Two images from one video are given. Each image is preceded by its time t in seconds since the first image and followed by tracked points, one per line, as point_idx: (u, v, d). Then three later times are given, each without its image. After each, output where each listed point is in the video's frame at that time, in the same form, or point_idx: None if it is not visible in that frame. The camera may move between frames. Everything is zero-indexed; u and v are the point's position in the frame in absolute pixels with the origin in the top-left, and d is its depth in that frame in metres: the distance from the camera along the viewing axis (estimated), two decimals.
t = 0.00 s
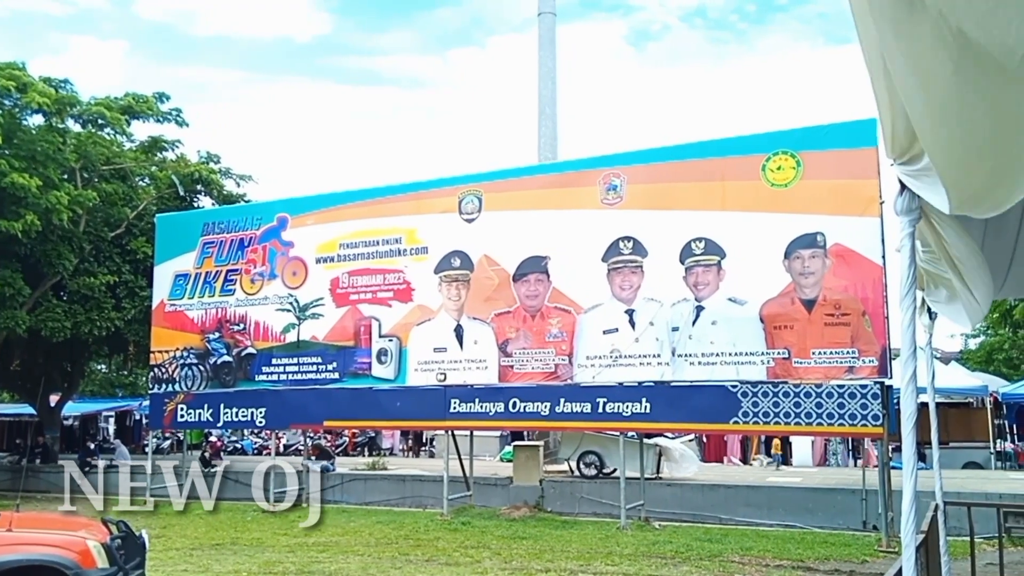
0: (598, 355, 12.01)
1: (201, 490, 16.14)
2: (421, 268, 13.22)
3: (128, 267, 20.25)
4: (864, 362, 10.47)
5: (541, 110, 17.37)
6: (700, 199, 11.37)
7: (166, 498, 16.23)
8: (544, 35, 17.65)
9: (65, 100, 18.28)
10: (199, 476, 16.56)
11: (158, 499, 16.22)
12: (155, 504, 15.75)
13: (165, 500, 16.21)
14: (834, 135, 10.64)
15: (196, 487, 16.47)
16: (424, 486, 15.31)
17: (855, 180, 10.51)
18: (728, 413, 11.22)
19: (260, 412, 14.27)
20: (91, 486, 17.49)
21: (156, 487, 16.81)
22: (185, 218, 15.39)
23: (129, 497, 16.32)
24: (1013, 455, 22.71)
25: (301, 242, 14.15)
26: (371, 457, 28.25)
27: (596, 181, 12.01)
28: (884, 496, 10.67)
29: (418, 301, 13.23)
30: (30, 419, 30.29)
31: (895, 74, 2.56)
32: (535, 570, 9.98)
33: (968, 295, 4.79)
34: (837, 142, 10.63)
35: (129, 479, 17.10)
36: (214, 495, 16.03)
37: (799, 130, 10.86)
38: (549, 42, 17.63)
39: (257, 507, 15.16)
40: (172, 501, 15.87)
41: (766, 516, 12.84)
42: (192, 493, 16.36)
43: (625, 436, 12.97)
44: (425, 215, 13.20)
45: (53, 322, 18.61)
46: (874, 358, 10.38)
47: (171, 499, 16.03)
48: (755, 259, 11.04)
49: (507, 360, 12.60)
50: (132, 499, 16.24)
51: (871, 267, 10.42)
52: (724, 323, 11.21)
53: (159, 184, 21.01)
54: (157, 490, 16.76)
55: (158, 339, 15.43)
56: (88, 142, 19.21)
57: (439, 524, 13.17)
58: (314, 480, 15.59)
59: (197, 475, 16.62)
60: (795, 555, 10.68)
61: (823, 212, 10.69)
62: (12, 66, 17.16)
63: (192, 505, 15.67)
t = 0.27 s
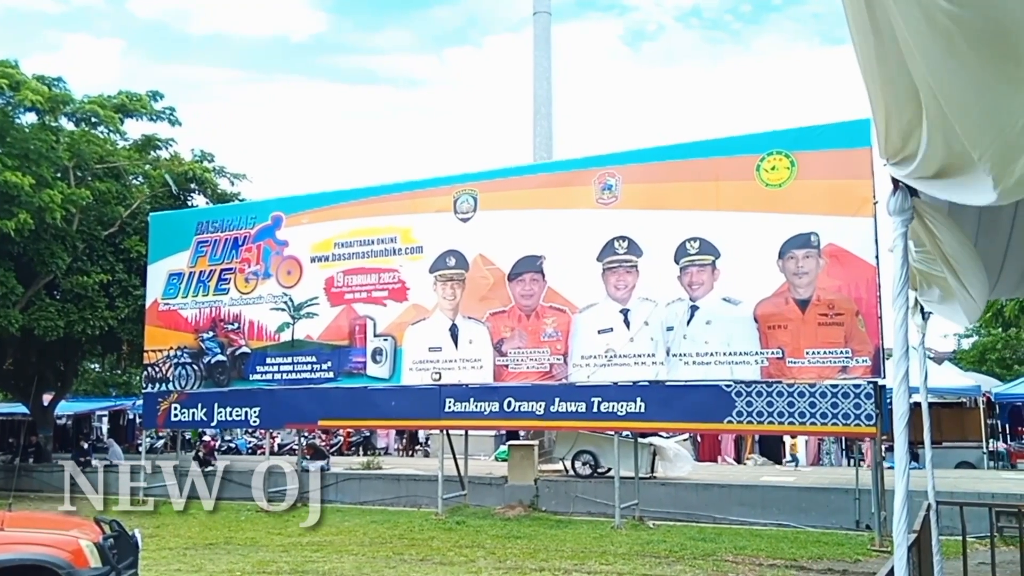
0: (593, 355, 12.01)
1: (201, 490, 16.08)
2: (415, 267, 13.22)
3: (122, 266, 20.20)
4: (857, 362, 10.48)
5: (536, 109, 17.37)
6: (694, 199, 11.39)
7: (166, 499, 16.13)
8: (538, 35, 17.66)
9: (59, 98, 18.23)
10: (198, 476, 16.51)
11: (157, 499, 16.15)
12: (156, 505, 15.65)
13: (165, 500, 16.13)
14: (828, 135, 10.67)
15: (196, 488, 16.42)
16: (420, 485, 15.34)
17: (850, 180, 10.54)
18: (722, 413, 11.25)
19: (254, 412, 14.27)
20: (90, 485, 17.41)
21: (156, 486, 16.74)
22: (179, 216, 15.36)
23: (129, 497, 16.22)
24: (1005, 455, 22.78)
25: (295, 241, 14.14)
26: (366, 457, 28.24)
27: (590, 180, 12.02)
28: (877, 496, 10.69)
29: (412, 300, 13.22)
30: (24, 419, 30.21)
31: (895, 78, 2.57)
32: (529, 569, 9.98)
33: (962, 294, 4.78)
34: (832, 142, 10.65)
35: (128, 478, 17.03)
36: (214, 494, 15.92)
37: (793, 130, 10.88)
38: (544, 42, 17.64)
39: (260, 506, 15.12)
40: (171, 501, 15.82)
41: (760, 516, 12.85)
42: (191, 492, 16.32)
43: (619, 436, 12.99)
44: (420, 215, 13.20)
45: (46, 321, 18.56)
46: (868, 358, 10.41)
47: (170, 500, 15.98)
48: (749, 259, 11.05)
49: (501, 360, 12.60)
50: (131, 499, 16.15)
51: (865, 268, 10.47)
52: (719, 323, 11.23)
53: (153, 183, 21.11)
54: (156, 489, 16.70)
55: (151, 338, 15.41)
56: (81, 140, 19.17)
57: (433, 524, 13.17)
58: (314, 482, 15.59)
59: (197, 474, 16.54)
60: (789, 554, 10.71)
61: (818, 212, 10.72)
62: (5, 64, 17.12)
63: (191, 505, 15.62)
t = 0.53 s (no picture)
0: (589, 354, 12.03)
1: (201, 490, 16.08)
2: (411, 266, 13.23)
3: (117, 265, 20.18)
4: (852, 361, 10.53)
5: (533, 108, 17.38)
6: (690, 198, 11.42)
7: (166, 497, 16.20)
8: (535, 34, 17.66)
9: (53, 95, 18.39)
10: (199, 475, 16.46)
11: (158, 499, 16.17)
12: (156, 505, 15.55)
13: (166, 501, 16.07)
14: (823, 135, 10.70)
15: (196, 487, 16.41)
16: (416, 484, 15.35)
17: (845, 180, 10.57)
18: (717, 412, 11.28)
19: (249, 411, 14.29)
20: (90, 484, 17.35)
21: (156, 485, 16.68)
22: (174, 215, 15.35)
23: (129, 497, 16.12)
24: (1000, 454, 22.85)
25: (291, 240, 14.15)
26: (361, 456, 28.24)
27: (587, 180, 12.04)
28: (871, 495, 10.74)
29: (408, 300, 13.23)
30: (18, 417, 30.16)
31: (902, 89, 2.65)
32: (525, 568, 10.01)
33: (954, 294, 4.82)
34: (827, 142, 10.69)
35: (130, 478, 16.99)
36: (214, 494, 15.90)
37: (788, 130, 10.91)
38: (541, 41, 17.66)
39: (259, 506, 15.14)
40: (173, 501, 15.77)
41: (755, 515, 12.87)
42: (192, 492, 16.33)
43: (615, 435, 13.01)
44: (416, 214, 13.21)
45: (40, 319, 18.56)
46: (862, 358, 10.45)
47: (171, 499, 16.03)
48: (745, 259, 11.08)
49: (497, 359, 12.62)
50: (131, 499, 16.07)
51: (860, 268, 10.50)
52: (715, 322, 11.26)
53: (147, 181, 21.08)
54: (156, 490, 16.65)
55: (146, 337, 15.40)
56: (76, 138, 19.11)
57: (429, 523, 13.19)
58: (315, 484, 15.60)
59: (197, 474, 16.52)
60: (783, 553, 10.74)
61: (814, 212, 10.75)
62: None
63: (191, 505, 15.57)
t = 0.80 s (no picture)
0: (584, 353, 12.06)
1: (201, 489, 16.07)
2: (407, 264, 13.24)
3: (110, 263, 20.18)
4: (845, 360, 10.58)
5: (528, 107, 17.40)
6: (685, 197, 11.45)
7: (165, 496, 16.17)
8: (531, 32, 17.69)
9: (45, 92, 18.31)
10: (199, 475, 16.45)
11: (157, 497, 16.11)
12: (155, 504, 15.40)
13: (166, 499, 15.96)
14: (817, 135, 10.75)
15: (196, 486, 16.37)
16: (411, 482, 15.37)
17: (839, 179, 10.62)
18: (711, 411, 11.33)
19: (244, 409, 14.31)
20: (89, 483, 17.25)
21: (155, 485, 16.64)
22: (168, 213, 15.33)
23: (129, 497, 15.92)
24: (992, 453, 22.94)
25: (285, 238, 14.16)
26: (356, 455, 28.25)
27: (582, 178, 12.06)
28: (864, 492, 10.79)
29: (404, 298, 13.24)
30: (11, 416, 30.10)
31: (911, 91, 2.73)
32: (520, 566, 10.03)
33: (945, 294, 4.86)
34: (820, 142, 10.73)
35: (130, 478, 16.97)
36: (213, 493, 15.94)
37: (782, 130, 10.94)
38: (536, 40, 17.68)
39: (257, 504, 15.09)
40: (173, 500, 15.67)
41: (749, 513, 12.93)
42: (192, 491, 16.29)
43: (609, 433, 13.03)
44: (411, 212, 13.23)
45: (33, 317, 18.54)
46: (856, 356, 10.51)
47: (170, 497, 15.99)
48: (740, 258, 11.12)
49: (493, 357, 12.64)
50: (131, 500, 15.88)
51: (854, 267, 10.55)
52: (709, 321, 11.30)
53: (141, 179, 21.01)
54: (155, 489, 16.61)
55: (140, 335, 15.39)
56: (69, 135, 19.15)
57: (425, 522, 13.21)
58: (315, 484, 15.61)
59: (197, 473, 16.53)
60: (777, 551, 10.78)
61: (808, 212, 10.80)
62: None
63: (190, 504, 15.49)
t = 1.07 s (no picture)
0: (581, 350, 12.11)
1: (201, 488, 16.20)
2: (403, 262, 13.27)
3: (105, 260, 20.29)
4: (840, 358, 10.65)
5: (524, 105, 17.43)
6: (680, 195, 11.49)
7: (165, 494, 16.31)
8: (527, 30, 17.72)
9: (38, 88, 18.16)
10: (198, 474, 16.52)
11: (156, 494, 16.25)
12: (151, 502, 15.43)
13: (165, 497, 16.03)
14: (812, 133, 10.79)
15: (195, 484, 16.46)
16: (407, 480, 15.41)
17: (834, 178, 10.67)
18: (707, 408, 11.38)
19: (239, 408, 14.27)
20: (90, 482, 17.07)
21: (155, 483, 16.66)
22: (163, 210, 15.33)
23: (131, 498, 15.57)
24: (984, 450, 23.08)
25: (281, 235, 14.18)
26: (352, 452, 28.29)
27: (578, 176, 12.09)
28: (858, 489, 10.84)
29: (400, 295, 13.26)
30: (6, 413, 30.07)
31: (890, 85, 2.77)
32: (516, 563, 10.08)
33: (938, 292, 4.89)
34: (815, 140, 10.78)
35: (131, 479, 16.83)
36: (213, 493, 16.14)
37: (777, 128, 10.98)
38: (532, 38, 17.70)
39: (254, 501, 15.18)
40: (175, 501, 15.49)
41: (744, 509, 13.01)
42: (191, 490, 16.39)
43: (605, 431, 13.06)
44: (408, 210, 13.26)
45: (26, 315, 18.55)
46: (850, 354, 10.57)
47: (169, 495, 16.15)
48: (735, 256, 11.17)
49: (489, 355, 12.68)
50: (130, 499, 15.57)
51: (849, 265, 10.59)
52: (705, 318, 11.36)
53: (135, 175, 20.98)
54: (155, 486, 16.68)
55: (134, 332, 15.39)
56: (62, 131, 18.81)
57: (421, 519, 13.25)
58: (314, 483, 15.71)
59: (196, 470, 16.60)
60: (772, 547, 10.84)
61: (803, 210, 10.84)
62: None
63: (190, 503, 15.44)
